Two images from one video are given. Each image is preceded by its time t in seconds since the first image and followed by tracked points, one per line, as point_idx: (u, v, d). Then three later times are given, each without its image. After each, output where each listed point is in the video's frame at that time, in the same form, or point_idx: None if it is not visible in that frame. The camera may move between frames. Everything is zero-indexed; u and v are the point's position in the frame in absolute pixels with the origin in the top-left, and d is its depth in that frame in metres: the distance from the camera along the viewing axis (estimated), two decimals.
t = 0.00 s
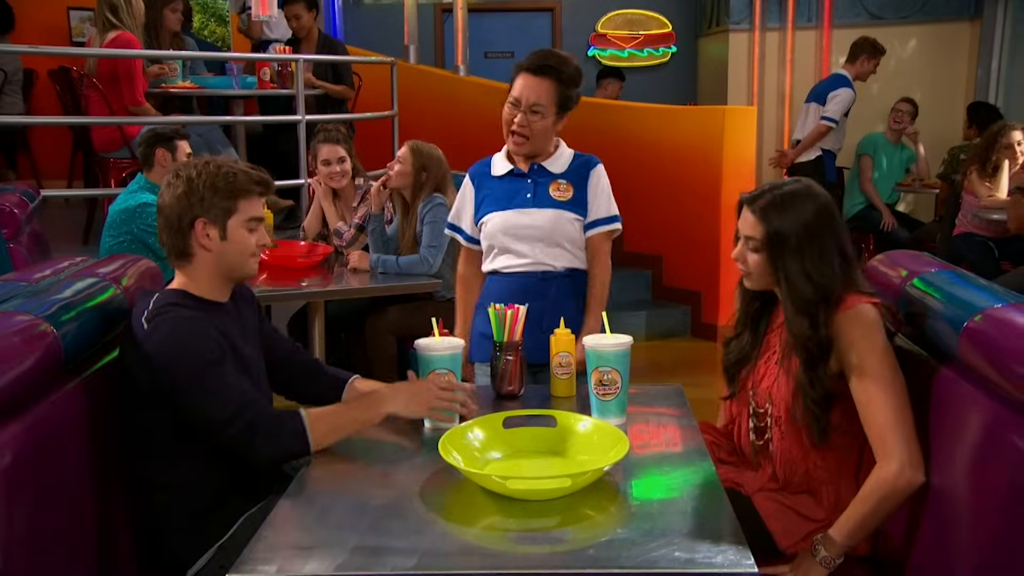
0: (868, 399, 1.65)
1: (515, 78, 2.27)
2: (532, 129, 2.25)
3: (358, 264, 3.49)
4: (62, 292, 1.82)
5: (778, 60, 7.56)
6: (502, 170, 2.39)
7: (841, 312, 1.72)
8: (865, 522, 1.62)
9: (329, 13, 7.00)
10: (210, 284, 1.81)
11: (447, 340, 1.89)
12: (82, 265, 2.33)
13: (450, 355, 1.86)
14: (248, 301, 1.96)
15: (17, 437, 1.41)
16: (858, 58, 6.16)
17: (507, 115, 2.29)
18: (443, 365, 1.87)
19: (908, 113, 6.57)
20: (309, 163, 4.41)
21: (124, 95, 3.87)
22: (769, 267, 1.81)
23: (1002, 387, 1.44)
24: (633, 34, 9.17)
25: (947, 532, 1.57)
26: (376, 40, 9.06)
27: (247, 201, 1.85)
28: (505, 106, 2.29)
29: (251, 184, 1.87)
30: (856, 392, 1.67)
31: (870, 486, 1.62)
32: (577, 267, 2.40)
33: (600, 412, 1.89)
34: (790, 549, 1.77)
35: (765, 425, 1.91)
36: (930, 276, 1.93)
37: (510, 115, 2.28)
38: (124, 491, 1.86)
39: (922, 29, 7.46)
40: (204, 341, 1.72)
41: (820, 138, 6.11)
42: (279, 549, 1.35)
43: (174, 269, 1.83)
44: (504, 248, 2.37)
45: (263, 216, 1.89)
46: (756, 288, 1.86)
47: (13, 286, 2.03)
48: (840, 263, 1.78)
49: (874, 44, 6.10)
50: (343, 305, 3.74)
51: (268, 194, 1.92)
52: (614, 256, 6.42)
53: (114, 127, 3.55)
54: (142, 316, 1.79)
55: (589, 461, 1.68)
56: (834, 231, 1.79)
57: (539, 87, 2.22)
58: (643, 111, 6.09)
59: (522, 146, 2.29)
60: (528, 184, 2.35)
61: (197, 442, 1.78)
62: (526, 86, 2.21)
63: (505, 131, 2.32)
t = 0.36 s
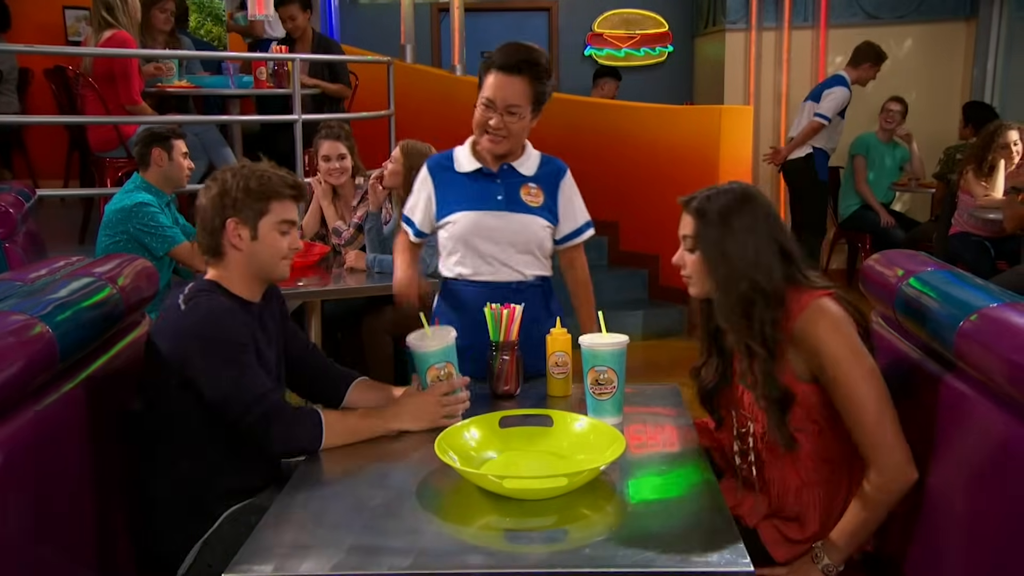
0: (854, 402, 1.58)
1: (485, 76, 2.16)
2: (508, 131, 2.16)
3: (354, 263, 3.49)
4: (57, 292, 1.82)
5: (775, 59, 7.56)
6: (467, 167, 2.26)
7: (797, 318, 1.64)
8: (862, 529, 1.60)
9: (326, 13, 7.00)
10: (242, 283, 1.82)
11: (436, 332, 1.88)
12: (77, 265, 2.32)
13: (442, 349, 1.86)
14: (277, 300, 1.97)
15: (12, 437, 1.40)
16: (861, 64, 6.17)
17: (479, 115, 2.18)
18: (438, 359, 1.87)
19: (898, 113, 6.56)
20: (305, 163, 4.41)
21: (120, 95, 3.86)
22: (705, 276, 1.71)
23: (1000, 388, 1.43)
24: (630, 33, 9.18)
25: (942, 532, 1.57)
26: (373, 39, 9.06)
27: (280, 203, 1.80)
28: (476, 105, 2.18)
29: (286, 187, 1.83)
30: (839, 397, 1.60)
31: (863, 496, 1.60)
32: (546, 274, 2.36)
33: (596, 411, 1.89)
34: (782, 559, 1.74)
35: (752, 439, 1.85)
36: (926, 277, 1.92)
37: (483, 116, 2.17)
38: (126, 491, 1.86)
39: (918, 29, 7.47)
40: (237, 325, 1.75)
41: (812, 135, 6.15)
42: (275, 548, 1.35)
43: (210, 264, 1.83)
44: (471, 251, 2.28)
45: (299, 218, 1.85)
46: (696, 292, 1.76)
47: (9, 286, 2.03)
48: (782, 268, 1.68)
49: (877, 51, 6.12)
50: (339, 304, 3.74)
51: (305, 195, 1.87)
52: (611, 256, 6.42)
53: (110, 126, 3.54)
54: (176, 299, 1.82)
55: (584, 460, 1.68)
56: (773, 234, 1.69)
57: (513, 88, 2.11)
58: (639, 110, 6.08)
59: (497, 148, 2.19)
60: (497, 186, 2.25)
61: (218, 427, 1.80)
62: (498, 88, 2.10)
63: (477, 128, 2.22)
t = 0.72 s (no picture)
0: (813, 395, 1.58)
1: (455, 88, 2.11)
2: (483, 143, 2.10)
3: (356, 263, 3.50)
4: (58, 292, 1.81)
5: (776, 59, 7.55)
6: (460, 188, 2.18)
7: (750, 306, 1.65)
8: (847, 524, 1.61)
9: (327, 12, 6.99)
10: (291, 272, 1.81)
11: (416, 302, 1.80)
12: (77, 265, 2.32)
13: (423, 320, 1.79)
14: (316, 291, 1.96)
15: (13, 438, 1.40)
16: (864, 63, 6.16)
17: (452, 129, 2.13)
18: (421, 329, 1.80)
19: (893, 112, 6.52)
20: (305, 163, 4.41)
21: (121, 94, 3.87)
22: (660, 254, 1.74)
23: (1003, 391, 1.42)
24: (631, 32, 9.17)
25: (941, 531, 1.57)
26: (373, 39, 9.06)
27: (338, 200, 1.80)
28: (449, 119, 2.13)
29: (344, 183, 1.81)
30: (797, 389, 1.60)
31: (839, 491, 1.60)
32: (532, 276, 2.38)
33: (597, 410, 1.89)
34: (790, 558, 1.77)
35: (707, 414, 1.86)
36: (928, 277, 1.91)
37: (455, 130, 2.13)
38: (122, 491, 1.84)
39: (920, 28, 7.47)
40: (281, 322, 1.73)
41: (809, 134, 6.16)
42: (275, 547, 1.35)
43: (259, 251, 1.81)
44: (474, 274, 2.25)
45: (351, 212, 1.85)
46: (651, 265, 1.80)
47: (10, 286, 2.02)
48: (738, 253, 1.70)
49: (880, 49, 6.10)
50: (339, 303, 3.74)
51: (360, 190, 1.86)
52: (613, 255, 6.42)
53: (112, 125, 3.54)
54: (227, 278, 1.80)
55: (586, 460, 1.67)
56: (733, 219, 1.69)
57: (485, 98, 2.06)
58: (641, 110, 6.08)
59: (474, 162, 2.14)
60: (493, 205, 2.22)
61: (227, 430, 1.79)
62: (468, 99, 2.05)
63: (452, 144, 2.17)
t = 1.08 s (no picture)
0: (833, 399, 1.57)
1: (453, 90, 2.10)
2: (476, 145, 2.08)
3: (357, 263, 3.51)
4: (58, 292, 1.81)
5: (777, 59, 7.55)
6: (463, 190, 2.15)
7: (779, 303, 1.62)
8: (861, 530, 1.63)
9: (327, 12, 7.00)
10: (260, 289, 1.80)
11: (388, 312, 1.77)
12: (79, 265, 2.32)
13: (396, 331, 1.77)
14: (291, 304, 1.95)
15: (14, 438, 1.40)
16: (863, 62, 6.16)
17: (448, 131, 2.12)
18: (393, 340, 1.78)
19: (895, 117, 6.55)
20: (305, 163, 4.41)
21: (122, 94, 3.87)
22: (707, 235, 1.68)
23: (1003, 392, 1.42)
24: (631, 32, 9.18)
25: (941, 532, 1.57)
26: (373, 39, 9.06)
27: (307, 210, 1.80)
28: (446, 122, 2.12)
29: (310, 192, 1.81)
30: (816, 389, 1.58)
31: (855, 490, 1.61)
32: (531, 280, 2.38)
33: (597, 410, 1.89)
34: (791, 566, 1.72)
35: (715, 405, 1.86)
36: (930, 277, 1.91)
37: (450, 132, 2.11)
38: (120, 490, 1.84)
39: (920, 28, 7.47)
40: (245, 331, 1.72)
41: (805, 136, 6.16)
42: (275, 548, 1.35)
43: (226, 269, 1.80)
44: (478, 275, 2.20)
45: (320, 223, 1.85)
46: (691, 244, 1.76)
47: (11, 286, 2.02)
48: (779, 246, 1.65)
49: (879, 49, 6.12)
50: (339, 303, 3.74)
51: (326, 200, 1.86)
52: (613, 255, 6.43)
53: (112, 125, 3.54)
54: (186, 301, 1.81)
55: (586, 461, 1.67)
56: (780, 211, 1.64)
57: (478, 99, 2.04)
58: (641, 110, 6.08)
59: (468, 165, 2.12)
60: (496, 209, 2.21)
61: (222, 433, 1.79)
62: (461, 100, 2.04)
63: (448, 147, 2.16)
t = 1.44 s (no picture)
0: (880, 399, 1.62)
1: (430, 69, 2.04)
2: (461, 123, 2.02)
3: (358, 263, 3.50)
4: (59, 292, 1.81)
5: (777, 59, 7.55)
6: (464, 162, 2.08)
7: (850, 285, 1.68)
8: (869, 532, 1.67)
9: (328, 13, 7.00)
10: (233, 285, 1.80)
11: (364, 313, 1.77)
12: (80, 265, 2.32)
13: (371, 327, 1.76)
14: (267, 302, 1.95)
15: (15, 438, 1.40)
16: (855, 60, 6.15)
17: (432, 113, 2.06)
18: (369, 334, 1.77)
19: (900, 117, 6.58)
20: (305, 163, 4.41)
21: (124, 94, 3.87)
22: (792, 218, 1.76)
23: (1003, 389, 1.43)
24: (631, 33, 9.18)
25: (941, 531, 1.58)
26: (375, 39, 9.07)
27: (272, 200, 1.81)
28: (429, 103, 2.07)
29: (275, 182, 1.84)
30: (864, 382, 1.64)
31: (870, 491, 1.67)
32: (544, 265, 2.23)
33: (598, 410, 1.89)
34: (790, 565, 1.80)
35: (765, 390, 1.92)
36: (932, 277, 1.90)
37: (434, 113, 2.05)
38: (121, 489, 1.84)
39: (921, 28, 7.47)
40: (228, 337, 1.72)
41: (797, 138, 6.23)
42: (276, 547, 1.36)
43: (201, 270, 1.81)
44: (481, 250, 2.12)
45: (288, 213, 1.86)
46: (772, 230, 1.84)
47: (11, 286, 2.02)
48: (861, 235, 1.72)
49: (871, 45, 6.09)
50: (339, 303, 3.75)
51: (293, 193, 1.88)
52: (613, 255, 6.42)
53: (112, 125, 3.54)
54: (165, 308, 1.80)
55: (588, 461, 1.67)
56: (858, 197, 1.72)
57: (456, 74, 1.98)
58: (642, 111, 6.08)
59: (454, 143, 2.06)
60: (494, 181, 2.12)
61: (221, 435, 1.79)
62: (438, 76, 1.98)
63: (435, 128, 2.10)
